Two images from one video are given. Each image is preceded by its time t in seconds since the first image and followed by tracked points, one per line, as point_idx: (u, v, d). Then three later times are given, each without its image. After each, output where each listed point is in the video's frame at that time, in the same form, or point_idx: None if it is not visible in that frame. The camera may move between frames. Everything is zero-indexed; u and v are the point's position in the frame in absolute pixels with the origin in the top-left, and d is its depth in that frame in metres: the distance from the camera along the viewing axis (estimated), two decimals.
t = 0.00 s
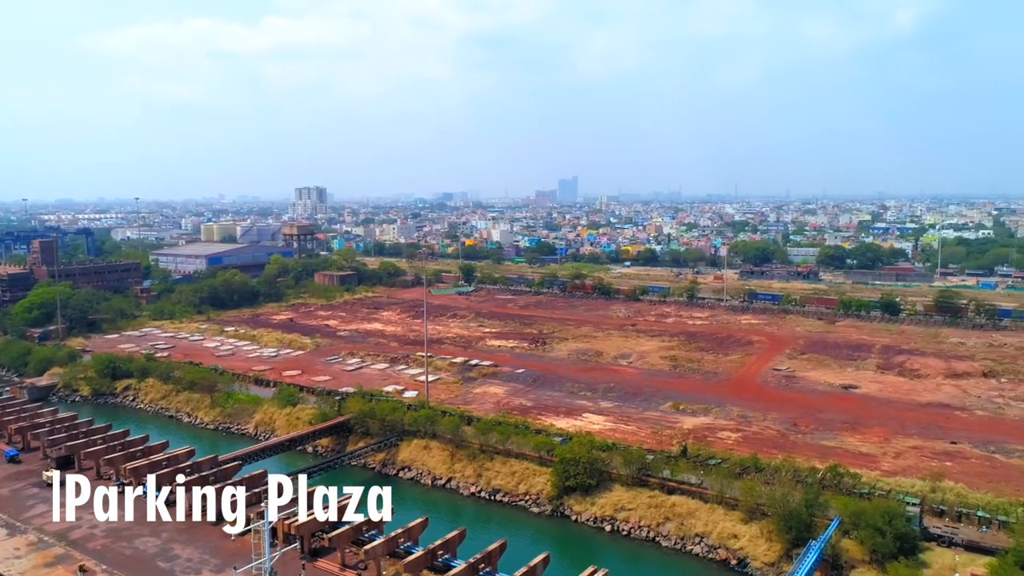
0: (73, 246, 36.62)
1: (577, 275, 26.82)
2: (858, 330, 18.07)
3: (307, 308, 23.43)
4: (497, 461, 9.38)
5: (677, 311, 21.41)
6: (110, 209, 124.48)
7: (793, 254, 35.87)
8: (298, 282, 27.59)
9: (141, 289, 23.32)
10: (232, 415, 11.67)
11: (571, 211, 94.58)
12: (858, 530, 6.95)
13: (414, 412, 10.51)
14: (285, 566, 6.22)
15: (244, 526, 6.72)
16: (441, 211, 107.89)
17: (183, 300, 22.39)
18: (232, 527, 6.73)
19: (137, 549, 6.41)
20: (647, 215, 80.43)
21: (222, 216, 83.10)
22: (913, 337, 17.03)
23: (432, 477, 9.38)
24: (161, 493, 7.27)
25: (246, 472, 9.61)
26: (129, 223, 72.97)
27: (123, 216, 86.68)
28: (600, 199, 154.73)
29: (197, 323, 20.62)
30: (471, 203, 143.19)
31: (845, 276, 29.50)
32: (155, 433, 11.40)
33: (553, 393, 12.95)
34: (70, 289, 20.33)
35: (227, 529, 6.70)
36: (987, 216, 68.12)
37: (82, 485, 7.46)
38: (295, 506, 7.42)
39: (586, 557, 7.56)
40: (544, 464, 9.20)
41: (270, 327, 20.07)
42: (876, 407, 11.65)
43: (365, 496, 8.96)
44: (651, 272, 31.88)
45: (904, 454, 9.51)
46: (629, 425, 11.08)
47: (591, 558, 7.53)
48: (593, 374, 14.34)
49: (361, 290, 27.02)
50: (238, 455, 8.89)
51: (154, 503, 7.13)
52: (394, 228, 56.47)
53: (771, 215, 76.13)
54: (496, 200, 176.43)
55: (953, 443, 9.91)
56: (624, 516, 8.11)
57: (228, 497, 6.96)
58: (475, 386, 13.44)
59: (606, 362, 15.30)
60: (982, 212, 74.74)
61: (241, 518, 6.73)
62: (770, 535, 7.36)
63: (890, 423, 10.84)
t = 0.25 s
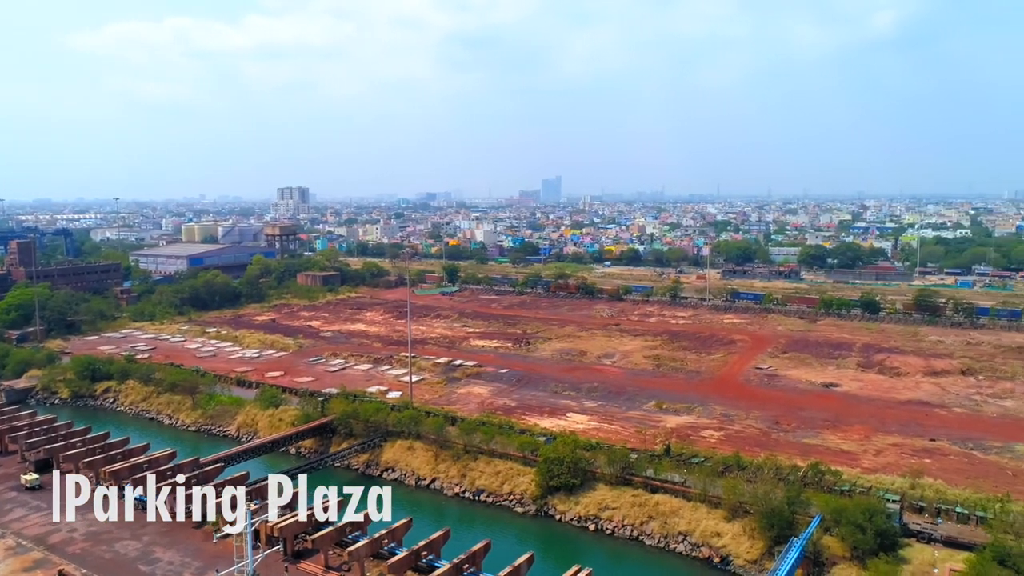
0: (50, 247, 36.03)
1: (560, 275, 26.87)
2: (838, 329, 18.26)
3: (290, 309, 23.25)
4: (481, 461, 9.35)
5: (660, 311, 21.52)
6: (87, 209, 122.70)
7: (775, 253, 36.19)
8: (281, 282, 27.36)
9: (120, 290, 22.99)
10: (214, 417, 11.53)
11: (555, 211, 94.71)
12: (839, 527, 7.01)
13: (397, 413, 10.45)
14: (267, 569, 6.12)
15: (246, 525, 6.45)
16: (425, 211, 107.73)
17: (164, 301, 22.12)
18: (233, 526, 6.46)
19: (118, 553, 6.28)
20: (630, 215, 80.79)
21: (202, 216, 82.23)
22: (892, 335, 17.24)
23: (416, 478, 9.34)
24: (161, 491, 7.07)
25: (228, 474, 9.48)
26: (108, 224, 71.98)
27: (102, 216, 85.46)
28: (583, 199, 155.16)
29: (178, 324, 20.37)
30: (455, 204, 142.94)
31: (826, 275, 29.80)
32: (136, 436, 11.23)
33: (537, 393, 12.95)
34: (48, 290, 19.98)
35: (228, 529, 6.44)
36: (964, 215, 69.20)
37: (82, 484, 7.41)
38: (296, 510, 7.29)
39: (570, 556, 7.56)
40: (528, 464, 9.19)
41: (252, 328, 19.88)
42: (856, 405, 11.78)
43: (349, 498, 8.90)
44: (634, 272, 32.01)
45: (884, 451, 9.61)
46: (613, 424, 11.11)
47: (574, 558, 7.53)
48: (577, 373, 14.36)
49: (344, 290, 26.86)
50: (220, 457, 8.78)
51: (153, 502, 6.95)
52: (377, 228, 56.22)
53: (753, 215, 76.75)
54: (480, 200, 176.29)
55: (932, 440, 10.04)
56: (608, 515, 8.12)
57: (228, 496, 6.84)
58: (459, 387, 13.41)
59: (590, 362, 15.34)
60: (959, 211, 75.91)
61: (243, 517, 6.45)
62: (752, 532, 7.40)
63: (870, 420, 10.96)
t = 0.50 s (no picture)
0: (24, 248, 35.38)
1: (543, 275, 26.90)
2: (818, 328, 18.45)
3: (271, 310, 23.03)
4: (464, 461, 9.32)
5: (642, 311, 21.62)
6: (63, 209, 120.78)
7: (755, 253, 36.52)
8: (262, 283, 27.09)
9: (98, 291, 22.62)
10: (194, 419, 11.37)
11: (537, 211, 94.89)
12: (819, 524, 7.07)
13: (380, 414, 10.39)
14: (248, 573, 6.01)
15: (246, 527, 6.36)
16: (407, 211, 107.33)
17: (143, 302, 21.81)
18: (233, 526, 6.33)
19: (96, 557, 6.13)
20: (612, 215, 81.14)
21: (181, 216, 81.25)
22: (871, 334, 17.46)
23: (398, 479, 9.28)
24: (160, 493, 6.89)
25: (208, 477, 9.35)
26: (84, 224, 70.86)
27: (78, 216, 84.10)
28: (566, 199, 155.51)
29: (157, 325, 20.08)
30: (437, 204, 142.55)
31: (805, 275, 30.11)
32: (114, 439, 11.04)
33: (520, 393, 12.94)
34: (23, 291, 19.60)
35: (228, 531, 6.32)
36: (939, 214, 70.31)
37: (83, 484, 7.29)
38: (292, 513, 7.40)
39: (553, 556, 7.54)
40: (511, 464, 9.18)
41: (233, 329, 19.65)
42: (836, 403, 11.91)
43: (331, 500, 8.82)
44: (616, 272, 32.15)
45: (863, 449, 9.72)
46: (596, 423, 11.13)
47: (557, 558, 7.52)
48: (559, 373, 14.38)
49: (325, 290, 26.67)
50: (200, 459, 8.65)
51: (153, 501, 6.77)
52: (359, 228, 55.92)
53: (733, 215, 77.43)
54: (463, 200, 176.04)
55: (909, 437, 10.17)
56: (591, 514, 8.12)
57: (225, 496, 6.69)
58: (442, 387, 13.36)
59: (572, 361, 15.36)
60: (935, 211, 77.14)
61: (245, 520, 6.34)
62: (734, 530, 7.44)
63: (849, 418, 11.09)
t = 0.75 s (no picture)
0: None
1: (525, 275, 26.90)
2: (798, 327, 18.63)
3: (252, 311, 22.81)
4: (448, 462, 9.28)
5: (624, 310, 21.70)
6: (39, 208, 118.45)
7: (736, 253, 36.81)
8: (243, 283, 26.82)
9: (75, 292, 22.25)
10: (175, 421, 11.22)
11: (520, 211, 94.99)
12: (800, 521, 7.13)
13: (362, 415, 10.32)
14: None
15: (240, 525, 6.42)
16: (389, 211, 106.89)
17: (122, 304, 21.50)
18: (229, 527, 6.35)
19: (75, 561, 6.00)
20: (594, 215, 81.40)
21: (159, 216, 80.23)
22: (850, 332, 17.66)
23: (381, 480, 9.22)
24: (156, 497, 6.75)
25: (189, 480, 9.22)
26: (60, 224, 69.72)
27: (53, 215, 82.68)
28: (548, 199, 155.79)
29: (136, 327, 19.79)
30: (419, 204, 142.11)
31: (786, 274, 30.40)
32: (92, 442, 10.85)
33: (503, 393, 12.92)
34: None
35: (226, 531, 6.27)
36: (917, 213, 71.30)
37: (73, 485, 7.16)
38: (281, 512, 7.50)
39: (537, 556, 7.53)
40: (494, 464, 9.15)
41: (213, 330, 19.42)
42: (816, 401, 12.02)
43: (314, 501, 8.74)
44: (598, 272, 32.25)
45: (843, 446, 9.82)
46: (579, 423, 11.14)
47: (541, 557, 7.51)
48: (543, 373, 14.38)
49: (307, 291, 26.46)
50: (181, 462, 8.55)
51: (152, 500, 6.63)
52: (340, 228, 55.58)
53: (714, 215, 77.93)
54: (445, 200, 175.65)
55: (888, 434, 10.29)
56: (574, 513, 8.12)
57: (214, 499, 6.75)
58: (424, 388, 13.30)
59: (555, 361, 15.37)
60: (912, 210, 78.24)
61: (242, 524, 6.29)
62: (716, 528, 7.48)
63: (829, 416, 11.20)
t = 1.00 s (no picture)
0: None
1: (510, 275, 26.89)
2: (781, 325, 18.78)
3: (235, 311, 22.58)
4: (432, 462, 9.24)
5: (609, 310, 21.75)
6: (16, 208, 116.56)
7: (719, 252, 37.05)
8: (226, 284, 26.56)
9: (55, 293, 21.91)
10: (156, 423, 11.07)
11: (504, 211, 95.00)
12: (784, 519, 7.17)
13: (346, 416, 10.25)
14: None
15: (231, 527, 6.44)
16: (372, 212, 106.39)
17: (102, 305, 21.21)
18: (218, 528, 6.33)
19: (54, 565, 5.88)
20: (578, 215, 81.60)
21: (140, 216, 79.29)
22: (831, 331, 17.83)
23: (365, 481, 9.16)
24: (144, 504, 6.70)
25: (171, 482, 9.10)
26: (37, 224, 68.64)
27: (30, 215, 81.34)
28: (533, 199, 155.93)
29: (117, 328, 19.53)
30: (403, 203, 141.63)
31: (768, 273, 30.66)
32: (72, 445, 10.67)
33: (488, 393, 12.89)
34: None
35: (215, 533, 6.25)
36: (897, 212, 72.20)
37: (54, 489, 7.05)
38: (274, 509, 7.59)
39: (522, 556, 7.52)
40: (479, 464, 9.12)
41: (195, 331, 19.21)
42: (798, 400, 12.12)
43: (298, 503, 8.67)
44: (582, 272, 32.33)
45: (825, 444, 9.91)
46: (563, 422, 11.14)
47: (526, 557, 7.50)
48: (527, 373, 14.38)
49: (290, 291, 26.26)
50: (163, 464, 8.45)
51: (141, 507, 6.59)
52: (324, 228, 55.25)
53: (697, 215, 78.39)
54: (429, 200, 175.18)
55: (870, 432, 10.40)
56: (559, 513, 8.12)
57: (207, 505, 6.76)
58: (409, 388, 13.24)
59: (540, 361, 15.37)
60: (892, 210, 79.20)
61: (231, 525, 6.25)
62: (700, 527, 7.50)
63: (812, 414, 11.29)
